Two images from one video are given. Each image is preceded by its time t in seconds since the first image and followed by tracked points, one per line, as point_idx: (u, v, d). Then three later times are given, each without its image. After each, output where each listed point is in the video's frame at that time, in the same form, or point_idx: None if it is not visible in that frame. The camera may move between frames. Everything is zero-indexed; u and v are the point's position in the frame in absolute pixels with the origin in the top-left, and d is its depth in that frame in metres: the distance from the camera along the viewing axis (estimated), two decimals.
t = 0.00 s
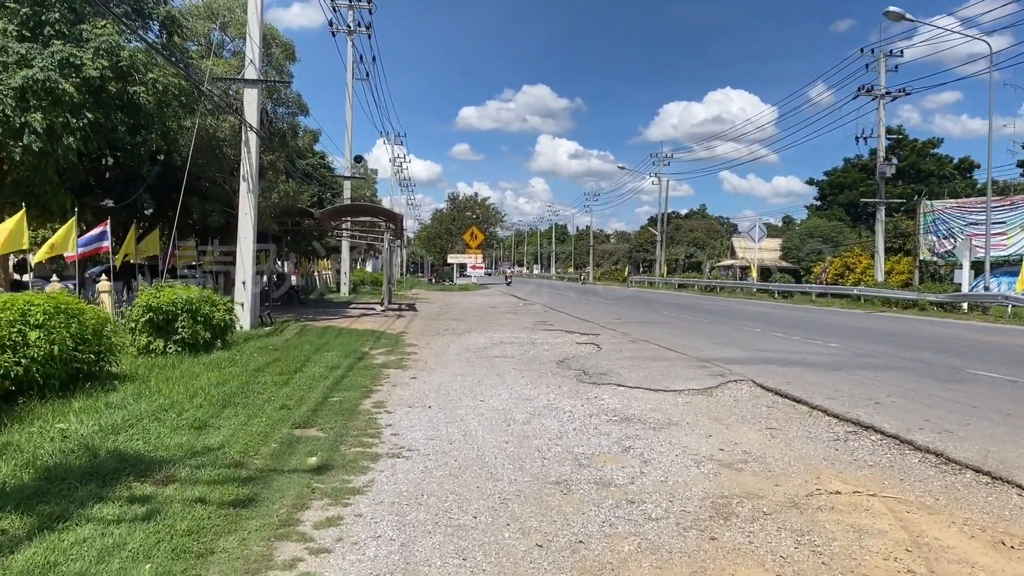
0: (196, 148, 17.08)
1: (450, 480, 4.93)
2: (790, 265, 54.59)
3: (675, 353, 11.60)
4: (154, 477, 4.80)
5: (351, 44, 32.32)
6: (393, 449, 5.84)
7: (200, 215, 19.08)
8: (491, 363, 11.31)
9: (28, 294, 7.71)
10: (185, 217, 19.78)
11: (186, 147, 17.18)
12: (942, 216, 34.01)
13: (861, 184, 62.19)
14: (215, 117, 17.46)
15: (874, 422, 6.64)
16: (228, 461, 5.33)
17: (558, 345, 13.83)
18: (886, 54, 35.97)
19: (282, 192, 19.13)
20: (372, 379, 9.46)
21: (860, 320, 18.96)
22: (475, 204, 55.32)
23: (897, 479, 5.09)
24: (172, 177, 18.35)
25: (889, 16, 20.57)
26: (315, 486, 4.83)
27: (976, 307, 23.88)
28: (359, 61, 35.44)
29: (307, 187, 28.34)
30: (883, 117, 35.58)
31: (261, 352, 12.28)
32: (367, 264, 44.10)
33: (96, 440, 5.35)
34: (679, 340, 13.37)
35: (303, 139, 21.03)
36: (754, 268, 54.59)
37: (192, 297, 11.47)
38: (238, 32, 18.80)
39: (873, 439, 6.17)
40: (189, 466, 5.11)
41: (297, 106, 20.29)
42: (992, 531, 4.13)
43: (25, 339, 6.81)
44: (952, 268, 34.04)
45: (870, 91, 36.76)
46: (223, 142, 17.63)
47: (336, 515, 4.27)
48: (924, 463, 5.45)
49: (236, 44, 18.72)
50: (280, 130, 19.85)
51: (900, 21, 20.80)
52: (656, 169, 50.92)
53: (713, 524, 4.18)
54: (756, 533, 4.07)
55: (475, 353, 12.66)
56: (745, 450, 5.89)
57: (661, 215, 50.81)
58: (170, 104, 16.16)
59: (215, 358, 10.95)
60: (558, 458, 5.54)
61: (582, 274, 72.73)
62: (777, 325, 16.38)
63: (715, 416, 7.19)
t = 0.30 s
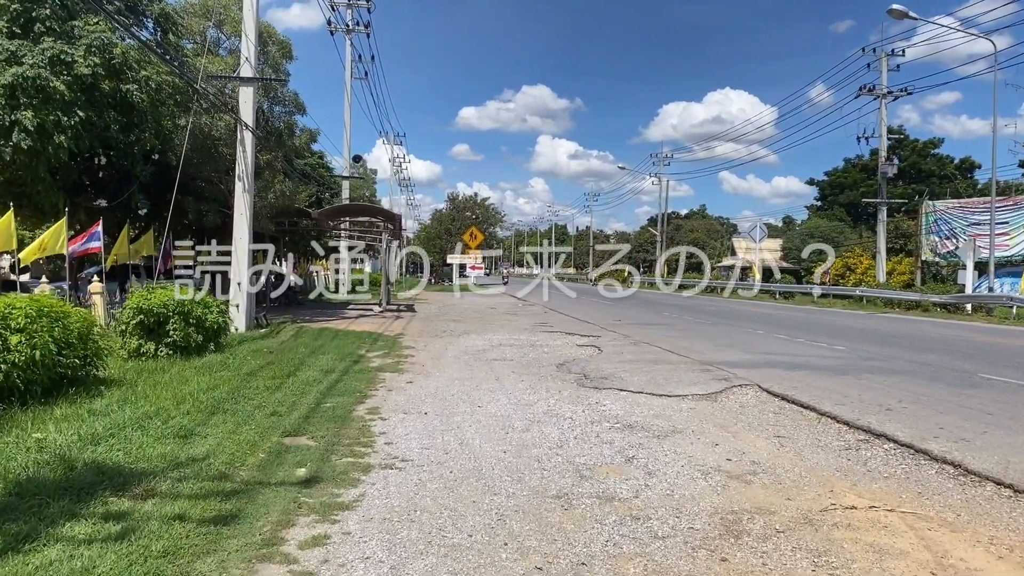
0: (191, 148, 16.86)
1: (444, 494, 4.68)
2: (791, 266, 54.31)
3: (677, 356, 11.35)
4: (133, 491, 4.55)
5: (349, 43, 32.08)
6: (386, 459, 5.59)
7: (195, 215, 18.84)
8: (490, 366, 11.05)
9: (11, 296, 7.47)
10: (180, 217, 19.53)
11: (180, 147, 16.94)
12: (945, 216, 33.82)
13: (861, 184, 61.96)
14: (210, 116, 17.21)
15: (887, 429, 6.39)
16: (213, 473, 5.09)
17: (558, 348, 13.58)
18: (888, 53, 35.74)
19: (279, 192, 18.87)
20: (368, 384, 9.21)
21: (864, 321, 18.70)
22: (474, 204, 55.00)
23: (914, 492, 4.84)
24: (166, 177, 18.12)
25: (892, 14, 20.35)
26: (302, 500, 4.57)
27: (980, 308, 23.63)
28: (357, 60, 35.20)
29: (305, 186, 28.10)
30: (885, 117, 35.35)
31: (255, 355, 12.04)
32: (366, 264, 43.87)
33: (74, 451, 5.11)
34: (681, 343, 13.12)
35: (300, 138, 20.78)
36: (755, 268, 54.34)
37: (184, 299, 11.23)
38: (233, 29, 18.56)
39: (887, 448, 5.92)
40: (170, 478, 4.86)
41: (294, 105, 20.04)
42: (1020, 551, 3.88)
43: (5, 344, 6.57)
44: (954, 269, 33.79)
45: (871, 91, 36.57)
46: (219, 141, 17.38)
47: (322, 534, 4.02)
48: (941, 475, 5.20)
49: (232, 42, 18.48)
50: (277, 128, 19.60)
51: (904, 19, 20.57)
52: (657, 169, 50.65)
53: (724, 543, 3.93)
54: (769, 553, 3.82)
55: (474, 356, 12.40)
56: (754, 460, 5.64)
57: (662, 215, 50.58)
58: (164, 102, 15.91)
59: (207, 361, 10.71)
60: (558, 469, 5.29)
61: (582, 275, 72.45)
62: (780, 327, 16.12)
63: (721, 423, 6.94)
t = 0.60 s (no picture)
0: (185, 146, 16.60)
1: (438, 508, 4.42)
2: (791, 266, 54.07)
3: (679, 358, 11.08)
4: (109, 505, 4.29)
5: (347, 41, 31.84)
6: (378, 469, 5.33)
7: (189, 214, 18.56)
8: (488, 369, 10.80)
9: None
10: (175, 216, 19.24)
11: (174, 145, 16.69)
12: (947, 216, 33.63)
13: (862, 184, 61.77)
14: (204, 113, 16.96)
15: (901, 436, 6.13)
16: (195, 485, 4.83)
17: (558, 349, 13.32)
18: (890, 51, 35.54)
19: (275, 190, 18.56)
20: (362, 387, 8.96)
21: (868, 322, 18.44)
22: (473, 203, 54.71)
23: (935, 505, 4.59)
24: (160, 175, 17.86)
25: (895, 11, 20.11)
26: (287, 515, 4.31)
27: (983, 308, 23.38)
28: (355, 58, 34.95)
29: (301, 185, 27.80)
30: (886, 116, 35.13)
31: (249, 357, 11.78)
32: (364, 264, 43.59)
33: (49, 462, 4.84)
34: (683, 344, 12.88)
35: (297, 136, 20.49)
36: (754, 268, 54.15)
37: (174, 300, 10.96)
38: (228, 26, 18.28)
39: (902, 456, 5.66)
40: (150, 491, 4.60)
41: (290, 102, 19.77)
42: None
43: None
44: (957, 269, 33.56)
45: (873, 89, 36.33)
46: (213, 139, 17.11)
47: (306, 553, 3.75)
48: (962, 486, 4.95)
49: (227, 39, 18.22)
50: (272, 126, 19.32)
51: (907, 15, 20.33)
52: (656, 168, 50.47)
53: (737, 564, 3.67)
54: (787, 574, 3.56)
55: (471, 357, 12.16)
56: (764, 469, 5.38)
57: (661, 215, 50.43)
58: (157, 99, 15.65)
59: (198, 364, 10.44)
60: (559, 481, 5.03)
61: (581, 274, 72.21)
62: (783, 328, 15.89)
63: (727, 429, 6.68)
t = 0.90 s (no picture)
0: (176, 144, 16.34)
1: (427, 525, 4.16)
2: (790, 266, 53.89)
3: (679, 361, 10.84)
4: (77, 522, 4.04)
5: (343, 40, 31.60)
6: (365, 482, 5.08)
7: (182, 214, 18.31)
8: (484, 372, 10.56)
9: None
10: (167, 216, 19.01)
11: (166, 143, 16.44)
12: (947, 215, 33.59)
13: (860, 184, 61.68)
14: (196, 111, 16.71)
15: (911, 443, 5.89)
16: (170, 500, 4.57)
17: (556, 351, 13.08)
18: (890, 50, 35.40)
19: (269, 189, 18.30)
20: (354, 392, 8.72)
21: (868, 323, 18.23)
22: (471, 203, 54.48)
23: (952, 520, 4.34)
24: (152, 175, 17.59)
25: (896, 8, 19.91)
26: (266, 532, 4.06)
27: (984, 309, 23.19)
28: (351, 57, 34.71)
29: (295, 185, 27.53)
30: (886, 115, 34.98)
31: (239, 360, 11.52)
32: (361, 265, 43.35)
33: (17, 475, 4.58)
34: (683, 346, 12.66)
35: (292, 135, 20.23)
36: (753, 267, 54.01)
37: (162, 302, 10.70)
38: (220, 22, 18.02)
39: (914, 464, 5.43)
40: (122, 506, 4.34)
41: (284, 100, 19.48)
42: None
43: None
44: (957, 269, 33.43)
45: (872, 88, 36.18)
46: (206, 138, 16.87)
47: None
48: (977, 498, 4.71)
49: (219, 37, 17.96)
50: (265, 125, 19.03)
51: (909, 13, 20.11)
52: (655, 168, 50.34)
53: None
54: None
55: (467, 360, 11.92)
56: (770, 480, 5.13)
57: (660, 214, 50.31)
58: (147, 97, 15.40)
59: (186, 368, 10.18)
60: (555, 495, 4.78)
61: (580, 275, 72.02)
62: (784, 329, 15.67)
63: (730, 436, 6.44)
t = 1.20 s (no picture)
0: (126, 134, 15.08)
1: None
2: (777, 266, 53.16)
3: (671, 371, 9.79)
4: None
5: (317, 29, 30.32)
6: (278, 543, 3.95)
7: (135, 210, 17.02)
8: (453, 383, 9.44)
9: None
10: (121, 212, 17.71)
11: (114, 133, 15.17)
12: (938, 214, 33.01)
13: (847, 183, 61.25)
14: (147, 99, 15.47)
15: (957, 480, 4.86)
16: None
17: (535, 358, 11.99)
18: (880, 46, 34.71)
19: (230, 183, 17.05)
20: (300, 410, 7.58)
21: (867, 326, 17.33)
22: (454, 202, 53.20)
23: None
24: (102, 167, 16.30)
25: None
26: None
27: (982, 310, 22.43)
28: (327, 49, 33.43)
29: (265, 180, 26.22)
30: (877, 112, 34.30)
31: (182, 370, 10.34)
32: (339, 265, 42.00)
33: None
34: (674, 353, 11.62)
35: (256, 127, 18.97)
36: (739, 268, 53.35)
37: (91, 306, 9.48)
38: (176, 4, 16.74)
39: (966, 510, 4.39)
40: None
41: (247, 89, 18.23)
42: None
43: None
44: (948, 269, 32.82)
45: (863, 84, 35.49)
46: (159, 128, 15.63)
47: None
48: None
49: (174, 20, 16.68)
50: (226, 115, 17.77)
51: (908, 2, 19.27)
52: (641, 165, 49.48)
53: None
54: None
55: (437, 369, 10.78)
56: (793, 535, 4.07)
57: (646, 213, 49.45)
58: (92, 82, 14.17)
59: (115, 380, 9.00)
60: (521, 562, 3.69)
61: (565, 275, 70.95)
62: (780, 334, 14.68)
63: (735, 469, 5.37)
